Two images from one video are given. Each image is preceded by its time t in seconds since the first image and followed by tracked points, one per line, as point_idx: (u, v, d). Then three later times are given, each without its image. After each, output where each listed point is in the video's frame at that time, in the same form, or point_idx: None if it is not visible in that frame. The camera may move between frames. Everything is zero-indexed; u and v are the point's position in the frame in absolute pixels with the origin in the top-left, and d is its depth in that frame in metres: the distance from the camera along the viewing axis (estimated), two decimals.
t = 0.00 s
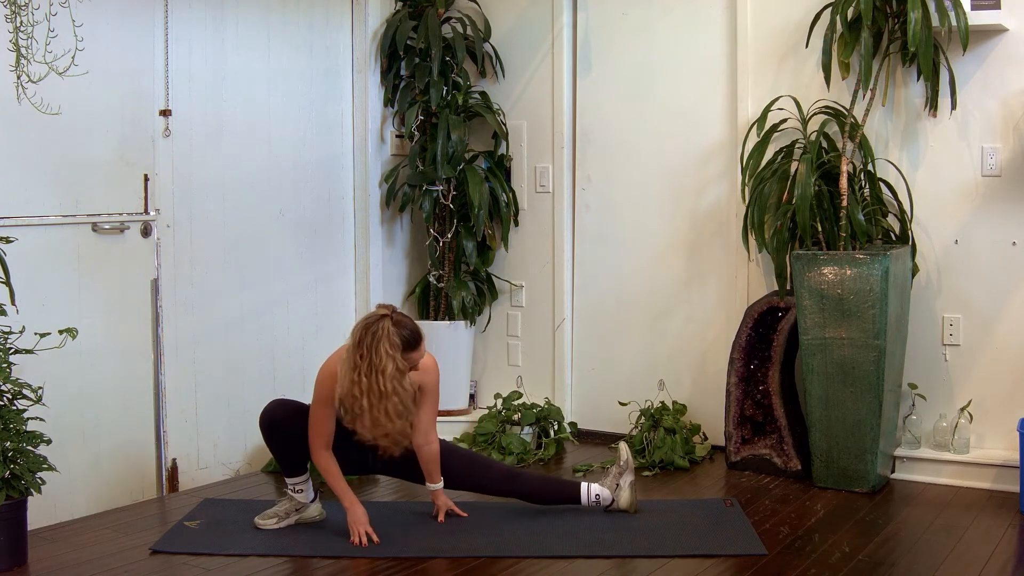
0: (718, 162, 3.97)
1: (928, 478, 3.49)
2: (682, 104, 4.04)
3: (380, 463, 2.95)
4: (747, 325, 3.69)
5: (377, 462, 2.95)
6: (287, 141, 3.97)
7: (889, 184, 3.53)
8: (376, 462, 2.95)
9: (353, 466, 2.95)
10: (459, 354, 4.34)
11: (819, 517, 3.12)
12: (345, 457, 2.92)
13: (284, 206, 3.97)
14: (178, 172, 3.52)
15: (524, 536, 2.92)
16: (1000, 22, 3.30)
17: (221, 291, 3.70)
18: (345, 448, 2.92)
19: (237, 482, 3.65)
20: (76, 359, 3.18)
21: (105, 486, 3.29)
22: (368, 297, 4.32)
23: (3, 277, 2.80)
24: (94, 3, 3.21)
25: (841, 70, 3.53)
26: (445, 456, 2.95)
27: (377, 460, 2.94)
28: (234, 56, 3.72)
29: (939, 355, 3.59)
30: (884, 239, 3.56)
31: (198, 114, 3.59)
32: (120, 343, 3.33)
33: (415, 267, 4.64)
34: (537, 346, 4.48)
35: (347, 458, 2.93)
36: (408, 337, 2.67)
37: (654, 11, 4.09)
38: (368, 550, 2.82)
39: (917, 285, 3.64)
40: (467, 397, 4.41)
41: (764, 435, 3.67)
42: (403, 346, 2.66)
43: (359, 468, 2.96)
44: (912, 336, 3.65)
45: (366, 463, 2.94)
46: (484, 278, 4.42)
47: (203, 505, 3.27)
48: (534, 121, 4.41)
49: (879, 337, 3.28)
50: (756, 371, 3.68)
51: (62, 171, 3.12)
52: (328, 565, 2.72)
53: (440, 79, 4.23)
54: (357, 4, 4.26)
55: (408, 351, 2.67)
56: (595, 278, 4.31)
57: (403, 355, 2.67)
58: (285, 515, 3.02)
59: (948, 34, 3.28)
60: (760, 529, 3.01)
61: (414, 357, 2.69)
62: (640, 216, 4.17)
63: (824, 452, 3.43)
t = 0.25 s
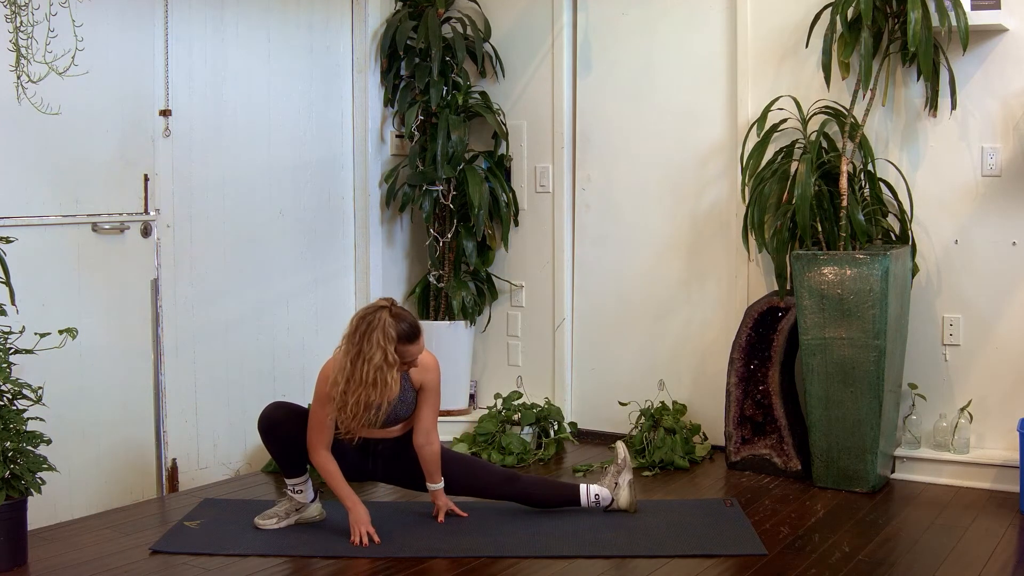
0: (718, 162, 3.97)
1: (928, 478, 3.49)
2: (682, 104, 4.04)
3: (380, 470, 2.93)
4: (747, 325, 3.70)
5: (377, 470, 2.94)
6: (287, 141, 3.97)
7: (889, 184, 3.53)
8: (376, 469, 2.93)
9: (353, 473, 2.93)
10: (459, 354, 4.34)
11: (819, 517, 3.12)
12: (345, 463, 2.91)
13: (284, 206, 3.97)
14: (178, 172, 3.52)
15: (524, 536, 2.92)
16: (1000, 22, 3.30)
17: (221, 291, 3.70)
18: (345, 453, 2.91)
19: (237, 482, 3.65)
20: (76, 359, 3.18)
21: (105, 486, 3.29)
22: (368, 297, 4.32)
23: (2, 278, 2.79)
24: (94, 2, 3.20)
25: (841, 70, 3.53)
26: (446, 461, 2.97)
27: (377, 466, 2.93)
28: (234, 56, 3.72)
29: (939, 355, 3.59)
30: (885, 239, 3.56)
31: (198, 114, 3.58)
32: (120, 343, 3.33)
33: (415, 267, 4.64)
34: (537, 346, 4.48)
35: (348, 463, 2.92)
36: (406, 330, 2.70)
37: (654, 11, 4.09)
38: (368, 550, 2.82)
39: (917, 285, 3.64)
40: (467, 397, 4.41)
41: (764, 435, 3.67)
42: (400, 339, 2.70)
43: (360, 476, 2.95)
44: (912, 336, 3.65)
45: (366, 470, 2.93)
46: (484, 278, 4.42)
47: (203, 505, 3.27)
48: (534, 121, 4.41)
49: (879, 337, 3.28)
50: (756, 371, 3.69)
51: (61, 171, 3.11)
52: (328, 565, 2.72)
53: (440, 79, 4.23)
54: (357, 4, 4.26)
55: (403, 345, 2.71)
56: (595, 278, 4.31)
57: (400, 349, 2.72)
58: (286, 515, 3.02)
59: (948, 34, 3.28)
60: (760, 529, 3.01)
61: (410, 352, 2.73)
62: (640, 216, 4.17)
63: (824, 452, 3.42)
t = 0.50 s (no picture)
0: (718, 163, 3.97)
1: (928, 478, 3.49)
2: (682, 104, 4.04)
3: (381, 470, 2.93)
4: (747, 325, 3.70)
5: (378, 470, 2.93)
6: (287, 141, 3.97)
7: (889, 184, 3.53)
8: (377, 470, 2.93)
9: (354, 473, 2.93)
10: (459, 355, 4.34)
11: (819, 517, 3.12)
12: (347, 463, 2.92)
13: (284, 206, 3.97)
14: (178, 172, 3.52)
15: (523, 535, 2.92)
16: (1000, 22, 3.30)
17: (221, 291, 3.70)
18: (346, 454, 2.92)
19: (237, 482, 3.65)
20: (76, 359, 3.18)
21: (105, 486, 3.29)
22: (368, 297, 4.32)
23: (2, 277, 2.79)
24: (94, 2, 3.20)
25: (841, 70, 3.53)
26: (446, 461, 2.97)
27: (378, 467, 2.93)
28: (234, 56, 3.72)
29: (939, 355, 3.59)
30: (885, 239, 3.56)
31: (198, 114, 3.58)
32: (120, 343, 3.33)
33: (415, 267, 4.64)
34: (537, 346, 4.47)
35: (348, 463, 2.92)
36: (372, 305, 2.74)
37: (654, 11, 4.09)
38: (368, 550, 2.82)
39: (917, 285, 3.64)
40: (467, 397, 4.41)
41: (764, 435, 3.67)
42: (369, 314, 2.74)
43: (360, 477, 2.95)
44: (912, 336, 3.65)
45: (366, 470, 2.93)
46: (484, 278, 4.42)
47: (203, 505, 3.27)
48: (534, 121, 4.41)
49: (880, 337, 3.28)
50: (756, 371, 3.69)
51: (61, 171, 3.11)
52: (328, 565, 2.72)
53: (440, 79, 4.23)
54: (357, 5, 4.26)
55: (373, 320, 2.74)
56: (595, 278, 4.31)
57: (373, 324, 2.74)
58: (286, 515, 3.02)
59: (948, 34, 3.28)
60: (760, 529, 3.01)
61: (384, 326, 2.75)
62: (640, 216, 4.17)
63: (824, 452, 3.42)
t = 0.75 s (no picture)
0: (718, 163, 3.97)
1: (928, 478, 3.49)
2: (682, 105, 4.04)
3: (381, 468, 2.94)
4: (747, 325, 3.70)
5: (377, 469, 2.94)
6: (286, 141, 3.97)
7: (889, 184, 3.53)
8: (376, 468, 2.93)
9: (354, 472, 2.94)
10: (459, 355, 4.34)
11: (819, 517, 3.12)
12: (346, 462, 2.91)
13: (284, 206, 3.97)
14: (178, 172, 3.52)
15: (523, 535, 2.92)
16: (1000, 22, 3.30)
17: (221, 291, 3.70)
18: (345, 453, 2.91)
19: (237, 482, 3.65)
20: (76, 359, 3.18)
21: (105, 486, 3.29)
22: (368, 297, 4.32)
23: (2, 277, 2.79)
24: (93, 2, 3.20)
25: (841, 70, 3.53)
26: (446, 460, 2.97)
27: (377, 467, 2.93)
28: (234, 56, 3.72)
29: (939, 355, 3.60)
30: (884, 239, 3.56)
31: (198, 114, 3.58)
32: (120, 343, 3.33)
33: (415, 267, 4.64)
34: (537, 346, 4.47)
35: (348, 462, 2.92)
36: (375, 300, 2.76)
37: (654, 11, 4.09)
38: (368, 550, 2.82)
39: (917, 285, 3.64)
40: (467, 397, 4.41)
41: (764, 435, 3.67)
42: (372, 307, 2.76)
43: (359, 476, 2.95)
44: (912, 336, 3.65)
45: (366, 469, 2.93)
46: (484, 278, 4.42)
47: (203, 505, 3.27)
48: (534, 121, 4.41)
49: (879, 337, 3.28)
50: (756, 371, 3.69)
51: (61, 171, 3.11)
52: (329, 565, 2.72)
53: (440, 79, 4.23)
54: (357, 5, 4.26)
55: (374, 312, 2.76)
56: (595, 278, 4.31)
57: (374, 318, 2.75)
58: (286, 515, 3.02)
59: (948, 34, 3.28)
60: (760, 529, 3.01)
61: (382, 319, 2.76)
62: (640, 216, 4.17)
63: (824, 452, 3.42)
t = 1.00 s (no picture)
0: (718, 163, 3.97)
1: (928, 478, 3.49)
2: (682, 105, 4.04)
3: (380, 466, 2.93)
4: (747, 325, 3.70)
5: (377, 468, 2.94)
6: (286, 141, 3.97)
7: (889, 183, 3.53)
8: (376, 466, 2.93)
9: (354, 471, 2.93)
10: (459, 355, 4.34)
11: (819, 517, 3.12)
12: (347, 460, 2.91)
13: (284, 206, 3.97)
14: (178, 172, 3.52)
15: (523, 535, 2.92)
16: (1000, 22, 3.30)
17: (221, 291, 3.70)
18: (345, 451, 2.91)
19: (237, 481, 3.65)
20: (76, 359, 3.18)
21: (105, 486, 3.29)
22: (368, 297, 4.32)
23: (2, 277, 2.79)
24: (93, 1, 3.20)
25: (841, 70, 3.53)
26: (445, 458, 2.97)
27: (377, 465, 2.93)
28: (234, 56, 3.72)
29: (939, 355, 3.59)
30: (884, 239, 3.56)
31: (198, 114, 3.58)
32: (120, 343, 3.33)
33: (415, 267, 4.64)
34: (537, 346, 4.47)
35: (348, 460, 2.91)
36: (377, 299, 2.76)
37: (654, 11, 4.09)
38: (368, 550, 2.82)
39: (917, 285, 3.64)
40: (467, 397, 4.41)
41: (764, 435, 3.67)
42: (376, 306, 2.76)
43: (359, 474, 2.95)
44: (912, 336, 3.65)
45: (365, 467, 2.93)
46: (484, 278, 4.42)
47: (203, 505, 3.27)
48: (534, 121, 4.41)
49: (879, 337, 3.28)
50: (756, 371, 3.68)
51: (61, 171, 3.11)
52: (328, 565, 2.72)
53: (440, 79, 4.23)
54: (357, 4, 4.25)
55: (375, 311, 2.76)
56: (595, 278, 4.31)
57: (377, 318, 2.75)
58: (285, 515, 3.02)
59: (948, 34, 3.28)
60: (760, 529, 3.01)
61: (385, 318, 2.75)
62: (640, 215, 4.18)
63: (824, 452, 3.42)
